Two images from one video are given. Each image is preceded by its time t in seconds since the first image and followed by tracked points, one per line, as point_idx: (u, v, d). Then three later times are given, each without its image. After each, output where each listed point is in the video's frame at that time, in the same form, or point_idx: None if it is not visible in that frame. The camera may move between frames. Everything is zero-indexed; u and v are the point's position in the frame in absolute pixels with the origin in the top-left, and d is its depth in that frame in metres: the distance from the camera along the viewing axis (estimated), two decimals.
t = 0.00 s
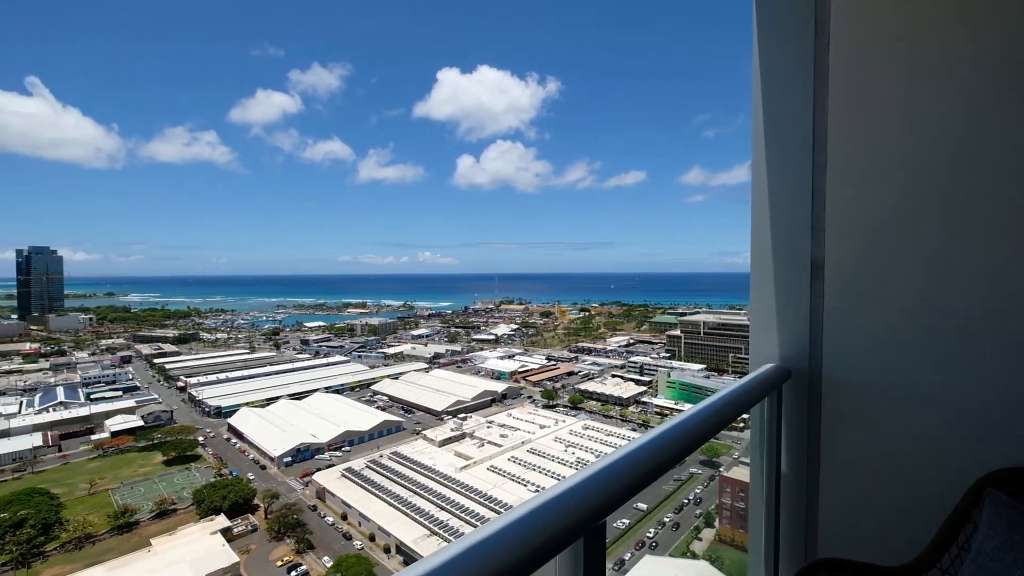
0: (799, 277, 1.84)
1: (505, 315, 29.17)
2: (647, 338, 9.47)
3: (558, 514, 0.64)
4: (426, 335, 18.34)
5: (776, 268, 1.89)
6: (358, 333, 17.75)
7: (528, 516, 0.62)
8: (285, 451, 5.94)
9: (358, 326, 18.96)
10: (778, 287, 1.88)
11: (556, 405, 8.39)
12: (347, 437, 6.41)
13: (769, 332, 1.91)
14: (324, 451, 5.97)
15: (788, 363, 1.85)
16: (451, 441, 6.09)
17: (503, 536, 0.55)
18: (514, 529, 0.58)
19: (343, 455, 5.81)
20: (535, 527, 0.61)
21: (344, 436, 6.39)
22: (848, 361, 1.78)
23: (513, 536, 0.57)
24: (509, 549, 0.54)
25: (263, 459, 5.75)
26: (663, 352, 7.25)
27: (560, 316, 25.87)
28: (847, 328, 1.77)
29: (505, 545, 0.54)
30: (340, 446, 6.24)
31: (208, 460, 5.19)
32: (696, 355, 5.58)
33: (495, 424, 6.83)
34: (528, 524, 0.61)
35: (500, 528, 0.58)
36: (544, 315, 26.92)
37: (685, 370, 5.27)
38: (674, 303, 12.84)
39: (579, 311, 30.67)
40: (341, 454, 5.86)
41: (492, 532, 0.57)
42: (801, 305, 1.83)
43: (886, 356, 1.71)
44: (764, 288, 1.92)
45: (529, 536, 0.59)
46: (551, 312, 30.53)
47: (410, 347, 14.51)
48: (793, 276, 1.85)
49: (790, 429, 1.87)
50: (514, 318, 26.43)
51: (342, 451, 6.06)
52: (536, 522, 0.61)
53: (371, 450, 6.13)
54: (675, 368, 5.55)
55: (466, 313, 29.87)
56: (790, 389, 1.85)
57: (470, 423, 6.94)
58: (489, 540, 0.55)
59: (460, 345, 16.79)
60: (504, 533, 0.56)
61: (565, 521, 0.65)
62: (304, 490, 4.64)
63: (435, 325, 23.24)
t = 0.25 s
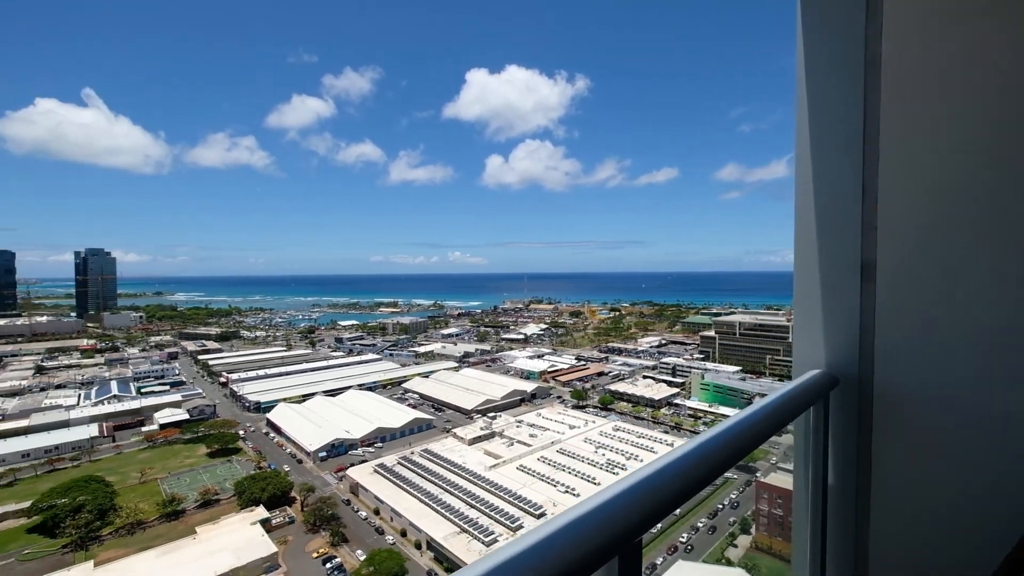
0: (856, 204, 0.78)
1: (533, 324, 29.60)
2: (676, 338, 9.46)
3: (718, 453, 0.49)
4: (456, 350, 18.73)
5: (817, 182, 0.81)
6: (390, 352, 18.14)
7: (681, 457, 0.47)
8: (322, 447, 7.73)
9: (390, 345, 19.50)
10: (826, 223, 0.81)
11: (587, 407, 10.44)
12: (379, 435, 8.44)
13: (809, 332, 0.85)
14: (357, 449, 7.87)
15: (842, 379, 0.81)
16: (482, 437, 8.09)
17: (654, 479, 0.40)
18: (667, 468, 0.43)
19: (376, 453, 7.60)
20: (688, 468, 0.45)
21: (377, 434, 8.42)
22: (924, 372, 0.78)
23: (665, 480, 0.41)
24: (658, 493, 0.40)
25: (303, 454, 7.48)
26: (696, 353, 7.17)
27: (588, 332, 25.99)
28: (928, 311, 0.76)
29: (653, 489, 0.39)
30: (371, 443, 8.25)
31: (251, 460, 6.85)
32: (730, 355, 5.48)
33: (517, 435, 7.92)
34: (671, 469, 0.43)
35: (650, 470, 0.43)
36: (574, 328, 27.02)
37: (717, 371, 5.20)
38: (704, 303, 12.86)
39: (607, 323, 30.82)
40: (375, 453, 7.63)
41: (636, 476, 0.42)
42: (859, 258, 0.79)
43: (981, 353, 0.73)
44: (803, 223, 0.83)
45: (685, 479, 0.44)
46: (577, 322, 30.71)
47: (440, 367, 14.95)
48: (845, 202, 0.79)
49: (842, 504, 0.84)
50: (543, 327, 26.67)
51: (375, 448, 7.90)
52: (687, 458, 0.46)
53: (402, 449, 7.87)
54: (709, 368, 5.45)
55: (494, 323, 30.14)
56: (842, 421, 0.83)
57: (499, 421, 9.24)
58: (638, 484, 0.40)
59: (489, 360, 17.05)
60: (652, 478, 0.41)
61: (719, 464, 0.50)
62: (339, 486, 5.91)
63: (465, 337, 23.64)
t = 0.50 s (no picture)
0: (899, 145, 0.55)
1: (554, 324, 30.08)
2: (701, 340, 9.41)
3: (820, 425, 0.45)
4: (479, 350, 19.12)
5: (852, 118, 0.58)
6: (415, 351, 18.62)
7: (782, 425, 0.44)
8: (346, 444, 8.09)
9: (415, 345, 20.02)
10: (865, 166, 0.57)
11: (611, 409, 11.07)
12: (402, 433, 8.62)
13: (846, 328, 0.61)
14: (379, 446, 8.21)
15: (887, 387, 0.57)
16: (503, 437, 8.27)
17: (755, 448, 0.38)
18: (767, 437, 0.40)
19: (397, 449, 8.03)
20: (789, 439, 0.43)
21: (399, 432, 8.62)
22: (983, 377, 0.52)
23: (768, 450, 0.39)
24: (760, 463, 0.37)
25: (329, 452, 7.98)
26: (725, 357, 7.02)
27: (609, 332, 26.24)
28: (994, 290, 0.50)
29: (753, 458, 0.37)
30: (394, 440, 8.49)
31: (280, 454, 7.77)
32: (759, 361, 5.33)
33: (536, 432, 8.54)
34: (749, 452, 0.38)
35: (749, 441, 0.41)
36: (594, 328, 27.38)
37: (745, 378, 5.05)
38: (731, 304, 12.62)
39: (628, 322, 31.14)
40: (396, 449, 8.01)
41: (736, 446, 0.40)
42: (904, 221, 0.55)
43: None
44: (843, 173, 0.59)
45: (788, 448, 0.41)
46: (597, 321, 31.04)
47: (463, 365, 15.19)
48: (878, 141, 0.56)
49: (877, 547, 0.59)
50: (564, 326, 27.11)
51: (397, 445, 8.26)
52: (788, 429, 0.43)
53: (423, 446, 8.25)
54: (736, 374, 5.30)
55: (516, 322, 30.74)
56: (887, 441, 0.58)
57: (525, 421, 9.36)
58: (739, 454, 0.38)
59: (512, 360, 17.31)
60: (751, 448, 0.39)
61: (820, 435, 0.47)
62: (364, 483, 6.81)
63: (487, 336, 24.17)
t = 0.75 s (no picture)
0: (953, 117, 0.45)
1: (573, 323, 30.29)
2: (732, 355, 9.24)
3: (867, 434, 0.41)
4: (499, 349, 19.31)
5: (893, 93, 0.49)
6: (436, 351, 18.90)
7: (823, 436, 0.40)
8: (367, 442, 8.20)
9: (435, 344, 20.35)
10: (916, 137, 0.47)
11: (634, 411, 11.15)
12: (423, 431, 8.69)
13: (889, 323, 0.52)
14: (401, 445, 8.31)
15: (936, 398, 0.48)
16: (523, 438, 8.29)
17: (794, 464, 0.34)
18: (807, 451, 0.36)
19: (419, 449, 8.11)
20: (831, 451, 0.39)
21: (421, 430, 8.69)
22: None
23: (814, 459, 0.35)
24: (800, 480, 0.33)
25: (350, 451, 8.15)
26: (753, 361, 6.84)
27: (628, 332, 26.23)
28: None
29: (792, 476, 0.33)
30: (416, 439, 8.57)
31: (303, 451, 8.01)
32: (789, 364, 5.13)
33: (556, 433, 8.58)
34: (781, 469, 0.34)
35: (785, 455, 0.37)
36: (613, 328, 27.43)
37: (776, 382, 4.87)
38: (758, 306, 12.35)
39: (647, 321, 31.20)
40: (418, 449, 8.14)
41: (773, 461, 0.36)
42: (957, 215, 0.46)
43: None
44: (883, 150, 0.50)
45: (831, 463, 0.37)
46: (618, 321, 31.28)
47: (483, 364, 15.29)
48: (931, 136, 0.46)
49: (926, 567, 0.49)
50: (584, 326, 27.25)
51: (419, 444, 8.37)
52: (831, 439, 0.39)
53: (446, 445, 8.36)
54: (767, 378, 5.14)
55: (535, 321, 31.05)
56: (934, 457, 0.49)
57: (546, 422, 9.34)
58: (776, 469, 0.34)
59: (532, 360, 17.37)
60: (791, 464, 0.35)
61: (866, 445, 0.42)
62: (385, 481, 6.93)
63: (507, 335, 24.47)
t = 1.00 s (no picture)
0: (997, 108, 0.42)
1: (587, 324, 30.37)
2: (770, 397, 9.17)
3: (906, 446, 0.38)
4: (514, 350, 19.41)
5: (933, 76, 0.46)
6: (452, 351, 19.07)
7: (859, 446, 0.37)
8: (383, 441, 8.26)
9: (451, 345, 20.56)
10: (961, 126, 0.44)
11: (650, 413, 11.14)
12: (438, 430, 8.74)
13: (928, 325, 0.48)
14: (417, 444, 8.42)
15: (981, 404, 0.45)
16: (540, 441, 8.30)
17: (824, 481, 0.31)
18: (838, 467, 0.33)
19: (436, 447, 8.26)
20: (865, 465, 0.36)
21: (436, 429, 8.73)
22: None
23: (852, 471, 0.33)
24: (831, 500, 0.31)
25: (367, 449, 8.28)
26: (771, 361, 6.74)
27: (643, 335, 25.91)
28: None
29: (823, 494, 0.30)
30: (432, 438, 8.60)
31: (321, 449, 8.20)
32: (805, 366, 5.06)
33: (572, 433, 8.60)
34: (817, 484, 0.31)
35: (815, 470, 0.34)
36: (628, 330, 27.21)
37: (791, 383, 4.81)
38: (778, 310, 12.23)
39: (662, 323, 31.19)
40: (434, 447, 8.28)
41: (801, 476, 0.33)
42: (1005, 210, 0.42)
43: None
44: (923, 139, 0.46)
45: (867, 476, 0.35)
46: (632, 322, 31.16)
47: (498, 365, 15.34)
48: (975, 123, 0.43)
49: None
50: (600, 326, 27.58)
51: (435, 442, 8.49)
52: (865, 452, 0.36)
53: (462, 443, 8.49)
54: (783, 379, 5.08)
55: (550, 321, 31.20)
56: (979, 471, 0.46)
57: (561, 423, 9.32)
58: (806, 484, 0.31)
59: (547, 362, 17.27)
60: (821, 481, 0.32)
61: (907, 457, 0.39)
62: (401, 480, 7.01)
63: (523, 335, 24.99)
